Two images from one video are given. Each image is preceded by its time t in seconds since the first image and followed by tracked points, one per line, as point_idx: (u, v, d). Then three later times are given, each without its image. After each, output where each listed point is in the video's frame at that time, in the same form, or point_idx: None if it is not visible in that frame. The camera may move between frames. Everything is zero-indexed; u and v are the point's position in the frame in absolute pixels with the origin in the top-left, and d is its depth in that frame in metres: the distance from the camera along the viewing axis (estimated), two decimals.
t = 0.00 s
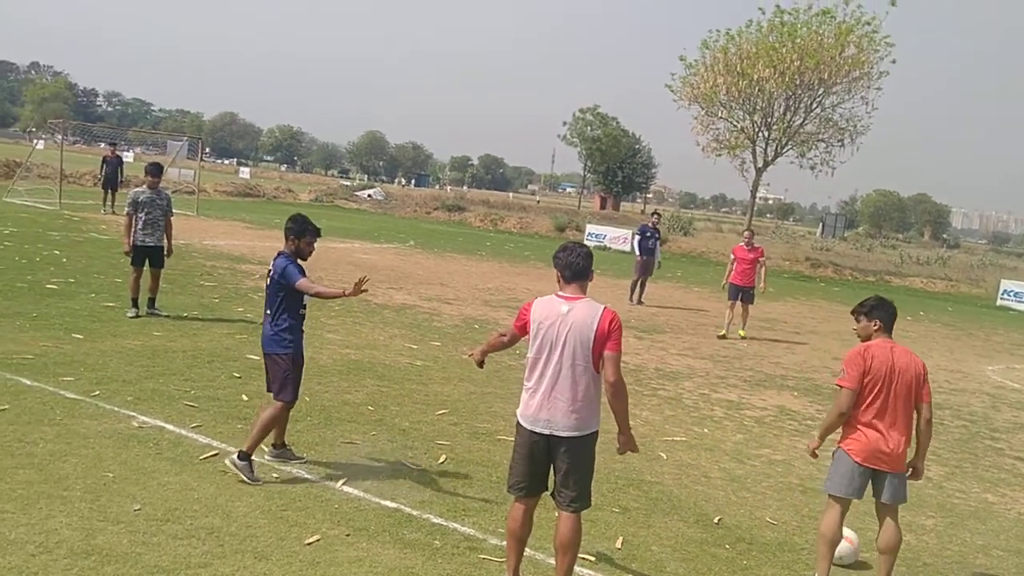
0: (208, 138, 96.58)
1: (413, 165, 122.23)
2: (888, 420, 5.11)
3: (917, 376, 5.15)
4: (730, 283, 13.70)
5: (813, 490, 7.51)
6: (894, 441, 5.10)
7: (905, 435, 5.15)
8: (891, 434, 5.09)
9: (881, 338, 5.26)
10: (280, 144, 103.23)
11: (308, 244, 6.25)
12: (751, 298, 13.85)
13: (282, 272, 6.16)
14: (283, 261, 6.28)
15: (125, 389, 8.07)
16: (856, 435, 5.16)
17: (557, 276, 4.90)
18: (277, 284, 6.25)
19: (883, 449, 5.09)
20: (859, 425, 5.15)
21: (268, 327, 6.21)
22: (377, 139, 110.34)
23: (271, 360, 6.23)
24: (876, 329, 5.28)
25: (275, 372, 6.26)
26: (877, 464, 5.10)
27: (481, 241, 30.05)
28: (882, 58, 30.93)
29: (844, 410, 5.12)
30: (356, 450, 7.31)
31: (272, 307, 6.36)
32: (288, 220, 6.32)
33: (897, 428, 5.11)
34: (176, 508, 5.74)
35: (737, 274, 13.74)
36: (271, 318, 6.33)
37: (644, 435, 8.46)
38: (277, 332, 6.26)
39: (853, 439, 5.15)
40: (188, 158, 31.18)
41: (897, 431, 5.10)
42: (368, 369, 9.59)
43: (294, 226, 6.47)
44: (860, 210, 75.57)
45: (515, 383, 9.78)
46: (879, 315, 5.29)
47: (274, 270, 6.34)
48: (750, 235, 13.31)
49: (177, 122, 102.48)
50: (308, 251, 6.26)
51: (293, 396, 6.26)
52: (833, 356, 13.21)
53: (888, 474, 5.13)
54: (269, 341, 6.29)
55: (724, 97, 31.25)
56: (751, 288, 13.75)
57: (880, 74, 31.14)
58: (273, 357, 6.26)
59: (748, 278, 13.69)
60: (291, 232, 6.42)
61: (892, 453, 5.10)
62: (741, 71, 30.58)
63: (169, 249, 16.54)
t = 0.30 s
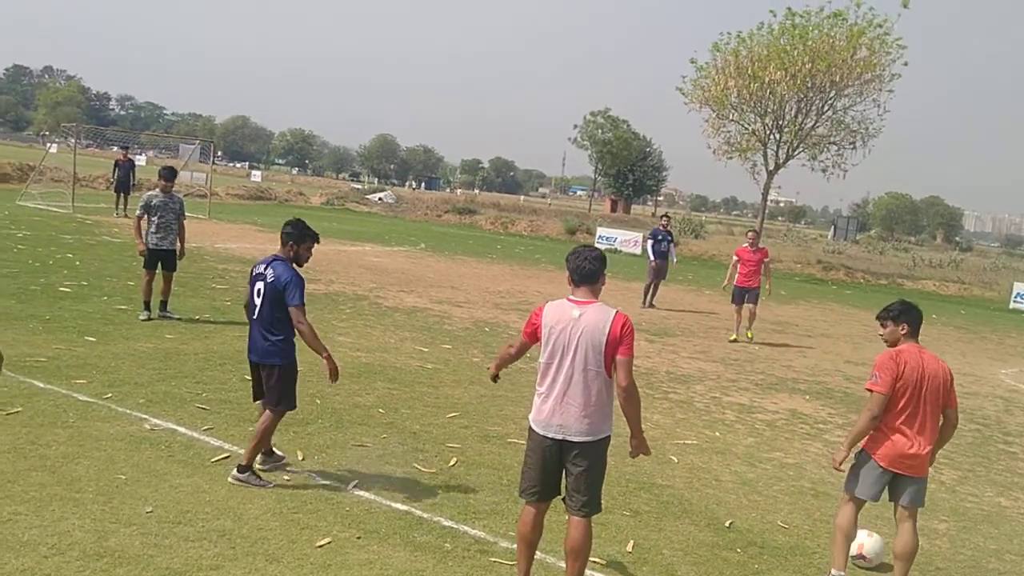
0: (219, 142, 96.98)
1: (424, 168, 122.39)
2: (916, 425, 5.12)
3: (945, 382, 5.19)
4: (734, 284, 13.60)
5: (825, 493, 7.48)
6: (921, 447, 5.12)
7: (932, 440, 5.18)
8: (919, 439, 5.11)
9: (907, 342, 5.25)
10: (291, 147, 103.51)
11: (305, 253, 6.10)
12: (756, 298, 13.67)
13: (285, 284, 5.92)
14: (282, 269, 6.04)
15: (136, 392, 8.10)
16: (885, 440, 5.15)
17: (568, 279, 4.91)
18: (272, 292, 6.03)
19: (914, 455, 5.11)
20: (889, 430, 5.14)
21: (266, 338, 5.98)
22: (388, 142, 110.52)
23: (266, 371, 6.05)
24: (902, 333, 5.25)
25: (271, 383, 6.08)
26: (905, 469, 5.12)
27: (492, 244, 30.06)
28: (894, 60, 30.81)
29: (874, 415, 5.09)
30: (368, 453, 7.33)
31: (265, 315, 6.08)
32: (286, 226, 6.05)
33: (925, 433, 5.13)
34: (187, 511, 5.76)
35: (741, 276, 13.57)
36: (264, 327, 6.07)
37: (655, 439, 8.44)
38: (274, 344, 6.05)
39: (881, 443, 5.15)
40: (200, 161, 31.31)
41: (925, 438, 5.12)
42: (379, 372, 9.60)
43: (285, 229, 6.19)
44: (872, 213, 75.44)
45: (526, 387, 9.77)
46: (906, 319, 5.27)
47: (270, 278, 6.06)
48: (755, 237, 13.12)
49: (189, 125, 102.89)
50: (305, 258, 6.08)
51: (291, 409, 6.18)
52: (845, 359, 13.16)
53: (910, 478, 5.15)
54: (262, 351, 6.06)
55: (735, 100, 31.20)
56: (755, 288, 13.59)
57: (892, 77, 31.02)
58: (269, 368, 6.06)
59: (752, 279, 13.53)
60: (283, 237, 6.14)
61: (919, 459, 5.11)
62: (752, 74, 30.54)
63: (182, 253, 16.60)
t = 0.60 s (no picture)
0: (233, 145, 97.32)
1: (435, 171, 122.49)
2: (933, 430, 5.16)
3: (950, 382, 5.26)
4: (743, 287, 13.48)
5: (838, 497, 7.45)
6: (939, 450, 5.17)
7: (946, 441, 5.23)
8: (936, 441, 5.15)
9: (905, 349, 5.29)
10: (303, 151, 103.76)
11: (296, 252, 5.93)
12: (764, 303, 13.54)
13: (285, 286, 5.75)
14: (279, 272, 5.84)
15: (148, 395, 8.12)
16: (905, 447, 5.17)
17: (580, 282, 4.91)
18: (266, 295, 5.82)
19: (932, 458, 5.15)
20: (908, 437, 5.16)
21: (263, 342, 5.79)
22: (399, 145, 110.70)
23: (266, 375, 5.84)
24: (895, 341, 5.30)
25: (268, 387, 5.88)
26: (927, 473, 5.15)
27: (502, 247, 30.06)
28: (907, 63, 30.70)
29: (892, 424, 5.06)
30: (380, 455, 7.33)
31: (260, 318, 5.85)
32: (276, 225, 5.83)
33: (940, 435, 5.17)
34: (200, 513, 5.77)
35: (750, 279, 13.46)
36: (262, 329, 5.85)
37: (666, 442, 8.42)
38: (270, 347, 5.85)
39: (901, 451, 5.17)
40: (212, 165, 31.42)
41: (941, 442, 5.16)
42: (390, 375, 9.62)
43: (272, 227, 5.95)
44: (885, 215, 75.25)
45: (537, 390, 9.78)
46: (902, 325, 5.31)
47: (265, 281, 5.84)
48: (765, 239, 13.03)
49: (200, 129, 103.25)
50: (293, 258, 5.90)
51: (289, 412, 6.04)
52: (857, 363, 13.12)
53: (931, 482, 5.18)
54: (258, 354, 5.86)
55: (748, 103, 31.14)
56: (764, 293, 13.45)
57: (904, 79, 30.92)
58: (266, 372, 5.86)
59: (761, 284, 13.42)
60: (272, 236, 5.91)
61: (937, 461, 5.16)
62: (764, 76, 30.49)
63: (195, 256, 16.67)
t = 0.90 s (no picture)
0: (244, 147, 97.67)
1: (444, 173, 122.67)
2: (928, 424, 5.27)
3: (936, 372, 5.35)
4: (755, 290, 13.47)
5: (849, 500, 7.42)
6: (939, 439, 5.28)
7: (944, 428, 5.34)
8: (933, 432, 5.26)
9: (884, 348, 5.38)
10: (313, 153, 104.05)
11: (269, 251, 5.72)
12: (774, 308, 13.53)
13: (253, 285, 5.51)
14: (249, 268, 5.60)
15: (159, 396, 8.15)
16: (906, 445, 5.28)
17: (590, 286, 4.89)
18: (237, 293, 5.56)
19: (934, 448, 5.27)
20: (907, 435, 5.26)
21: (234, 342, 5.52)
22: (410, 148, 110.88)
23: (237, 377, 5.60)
24: (873, 343, 5.40)
25: (240, 390, 5.62)
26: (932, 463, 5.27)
27: (512, 249, 30.07)
28: (918, 65, 30.58)
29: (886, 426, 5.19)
30: (389, 458, 7.34)
31: (229, 317, 5.58)
32: (250, 222, 5.61)
33: (936, 425, 5.29)
34: (211, 515, 5.79)
35: (761, 281, 13.45)
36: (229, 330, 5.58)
37: (676, 445, 8.40)
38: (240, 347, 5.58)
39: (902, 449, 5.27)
40: (223, 167, 31.53)
41: (939, 431, 5.29)
42: (400, 378, 9.62)
43: (244, 226, 5.74)
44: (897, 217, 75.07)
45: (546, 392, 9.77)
46: (876, 330, 5.42)
47: (234, 278, 5.58)
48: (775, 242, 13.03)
49: (211, 132, 103.57)
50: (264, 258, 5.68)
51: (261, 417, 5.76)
52: (868, 366, 13.07)
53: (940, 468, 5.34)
54: (226, 356, 5.56)
55: (758, 105, 31.08)
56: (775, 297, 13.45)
57: (916, 81, 30.80)
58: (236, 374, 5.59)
59: (772, 286, 13.41)
60: (244, 234, 5.68)
61: (939, 449, 5.27)
62: (774, 78, 30.43)
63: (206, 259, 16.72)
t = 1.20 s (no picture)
0: (254, 149, 97.89)
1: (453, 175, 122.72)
2: (941, 422, 5.27)
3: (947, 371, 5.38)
4: (761, 294, 13.44)
5: (859, 503, 7.39)
6: (950, 438, 5.28)
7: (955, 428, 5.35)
8: (945, 431, 5.27)
9: (896, 348, 5.40)
10: (323, 155, 104.24)
11: (270, 247, 5.70)
12: (783, 311, 13.51)
13: (249, 281, 5.52)
14: (246, 264, 5.61)
15: (169, 398, 8.18)
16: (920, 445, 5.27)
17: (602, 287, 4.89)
18: (236, 290, 5.57)
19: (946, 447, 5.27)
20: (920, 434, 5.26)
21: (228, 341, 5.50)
22: (419, 150, 111.00)
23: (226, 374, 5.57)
24: (884, 343, 5.42)
25: (233, 390, 5.58)
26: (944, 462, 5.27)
27: (522, 251, 30.05)
28: (929, 65, 30.45)
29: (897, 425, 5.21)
30: (399, 459, 7.35)
31: (224, 315, 5.60)
32: (249, 218, 5.62)
33: (948, 424, 5.30)
34: (221, 516, 5.80)
35: (767, 285, 13.43)
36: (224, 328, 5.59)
37: (685, 447, 8.38)
38: (235, 347, 5.56)
39: (915, 448, 5.28)
40: (233, 169, 31.60)
41: (951, 430, 5.30)
42: (409, 379, 9.63)
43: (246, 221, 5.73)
44: (908, 218, 74.82)
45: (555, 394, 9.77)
46: (888, 330, 5.43)
47: (232, 275, 5.60)
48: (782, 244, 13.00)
49: (221, 134, 103.81)
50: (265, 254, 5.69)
51: (259, 420, 5.69)
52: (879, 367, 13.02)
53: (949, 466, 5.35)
54: (221, 354, 5.57)
55: (768, 106, 31.00)
56: (783, 300, 13.42)
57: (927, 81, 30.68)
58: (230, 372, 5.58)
59: (779, 289, 13.37)
60: (246, 230, 5.69)
61: (950, 448, 5.28)
62: (784, 79, 30.36)
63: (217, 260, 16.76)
